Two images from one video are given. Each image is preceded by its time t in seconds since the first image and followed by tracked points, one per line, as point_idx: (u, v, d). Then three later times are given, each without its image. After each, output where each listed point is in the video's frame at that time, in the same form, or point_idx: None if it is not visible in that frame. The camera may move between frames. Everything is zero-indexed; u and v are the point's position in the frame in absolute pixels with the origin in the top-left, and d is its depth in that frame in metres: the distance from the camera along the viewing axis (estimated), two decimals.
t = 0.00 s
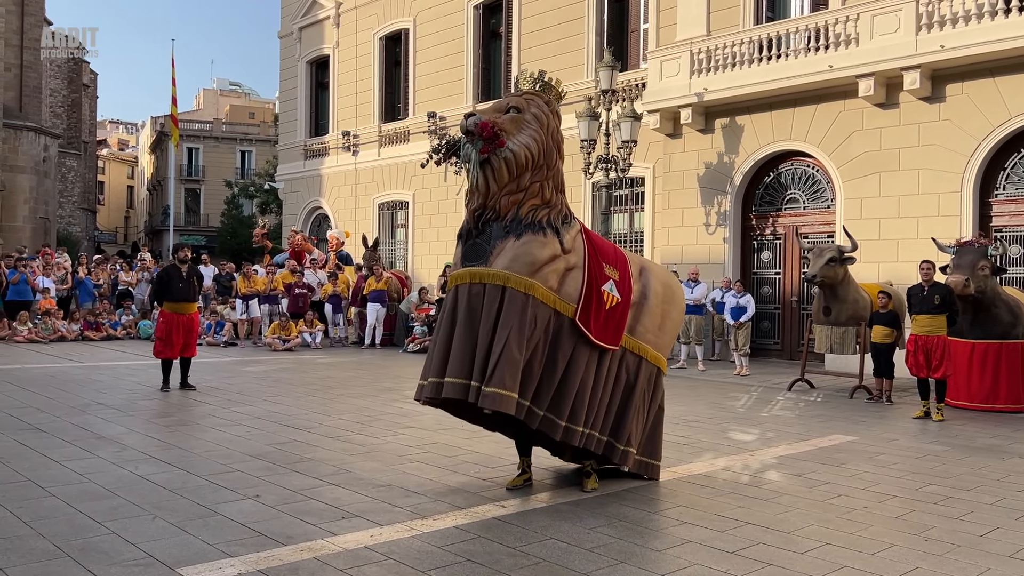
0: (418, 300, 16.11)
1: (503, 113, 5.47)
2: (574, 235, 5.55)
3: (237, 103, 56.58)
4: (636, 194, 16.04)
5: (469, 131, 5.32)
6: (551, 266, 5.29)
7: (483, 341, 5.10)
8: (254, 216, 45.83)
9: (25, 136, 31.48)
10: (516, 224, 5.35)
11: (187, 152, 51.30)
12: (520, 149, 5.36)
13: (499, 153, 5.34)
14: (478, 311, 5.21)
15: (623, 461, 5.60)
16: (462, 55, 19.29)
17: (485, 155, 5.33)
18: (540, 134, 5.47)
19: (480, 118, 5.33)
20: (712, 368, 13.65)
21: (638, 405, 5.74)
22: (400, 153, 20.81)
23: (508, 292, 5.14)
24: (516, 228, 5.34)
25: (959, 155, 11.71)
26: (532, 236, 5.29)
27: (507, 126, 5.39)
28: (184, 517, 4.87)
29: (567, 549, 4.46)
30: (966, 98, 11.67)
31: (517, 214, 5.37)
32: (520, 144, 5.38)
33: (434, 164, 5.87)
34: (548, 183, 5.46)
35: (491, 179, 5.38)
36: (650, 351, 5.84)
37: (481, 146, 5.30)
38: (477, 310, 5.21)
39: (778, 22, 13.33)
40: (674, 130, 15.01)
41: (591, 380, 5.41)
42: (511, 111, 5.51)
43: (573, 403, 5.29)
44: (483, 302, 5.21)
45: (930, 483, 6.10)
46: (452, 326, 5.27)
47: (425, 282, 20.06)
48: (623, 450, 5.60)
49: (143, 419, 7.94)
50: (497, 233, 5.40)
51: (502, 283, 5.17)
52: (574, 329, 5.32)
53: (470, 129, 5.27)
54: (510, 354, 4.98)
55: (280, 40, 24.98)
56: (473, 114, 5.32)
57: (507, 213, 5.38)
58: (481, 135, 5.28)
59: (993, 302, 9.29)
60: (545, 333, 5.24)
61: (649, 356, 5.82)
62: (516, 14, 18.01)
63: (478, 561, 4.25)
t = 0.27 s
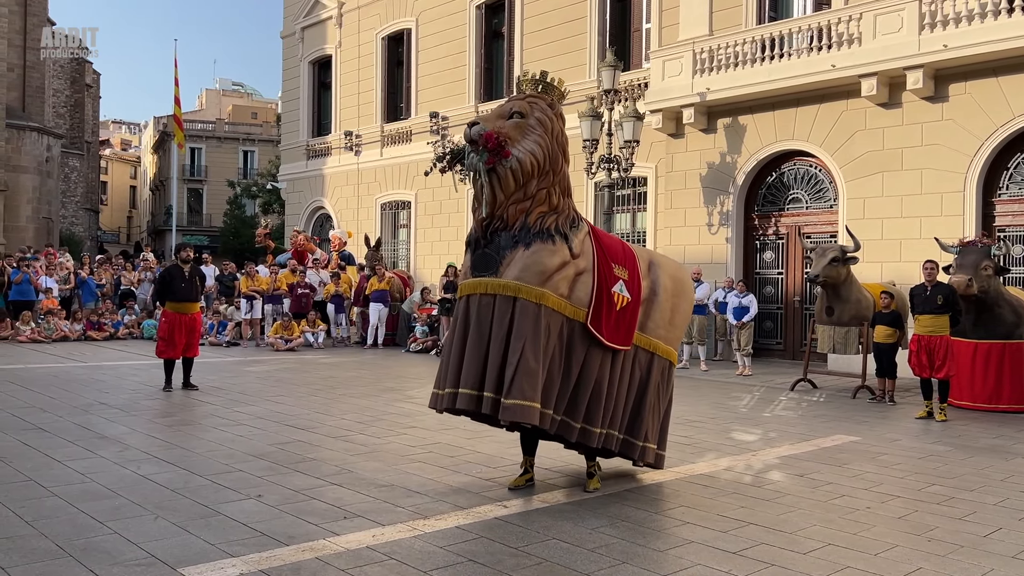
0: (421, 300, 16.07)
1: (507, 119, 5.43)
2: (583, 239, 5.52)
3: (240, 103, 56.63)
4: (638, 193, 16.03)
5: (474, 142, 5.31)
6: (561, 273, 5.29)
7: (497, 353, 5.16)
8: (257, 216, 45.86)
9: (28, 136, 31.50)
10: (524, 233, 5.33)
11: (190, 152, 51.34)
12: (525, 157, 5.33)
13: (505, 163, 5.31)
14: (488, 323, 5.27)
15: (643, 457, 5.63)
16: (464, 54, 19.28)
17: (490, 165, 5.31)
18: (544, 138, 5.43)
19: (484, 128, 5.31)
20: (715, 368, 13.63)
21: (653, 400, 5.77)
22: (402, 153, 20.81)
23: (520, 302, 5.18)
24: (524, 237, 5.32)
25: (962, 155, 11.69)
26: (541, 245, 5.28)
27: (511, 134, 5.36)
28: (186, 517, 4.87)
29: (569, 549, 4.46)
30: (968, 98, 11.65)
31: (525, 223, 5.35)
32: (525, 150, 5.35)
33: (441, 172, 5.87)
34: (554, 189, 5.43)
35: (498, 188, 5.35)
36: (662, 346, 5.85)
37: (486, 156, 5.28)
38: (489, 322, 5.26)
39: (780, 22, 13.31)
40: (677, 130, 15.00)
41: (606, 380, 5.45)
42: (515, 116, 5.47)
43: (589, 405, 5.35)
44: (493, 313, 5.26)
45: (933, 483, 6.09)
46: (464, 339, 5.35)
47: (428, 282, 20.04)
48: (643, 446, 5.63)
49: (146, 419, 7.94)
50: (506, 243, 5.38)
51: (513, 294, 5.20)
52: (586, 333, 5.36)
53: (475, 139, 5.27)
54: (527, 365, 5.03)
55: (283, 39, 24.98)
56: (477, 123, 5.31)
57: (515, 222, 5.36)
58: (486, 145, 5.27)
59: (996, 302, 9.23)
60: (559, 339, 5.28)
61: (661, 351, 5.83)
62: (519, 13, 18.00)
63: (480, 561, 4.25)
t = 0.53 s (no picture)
0: (423, 300, 16.00)
1: (506, 131, 5.40)
2: (590, 242, 5.51)
3: (242, 103, 56.67)
4: (640, 194, 16.02)
5: (474, 159, 5.29)
6: (571, 281, 5.30)
7: (513, 366, 5.23)
8: (259, 216, 45.88)
9: (30, 136, 31.51)
10: (532, 245, 5.33)
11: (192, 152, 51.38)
12: (527, 169, 5.31)
13: (507, 177, 5.29)
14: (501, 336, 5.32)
15: (670, 445, 5.71)
16: (466, 54, 19.27)
17: (492, 182, 5.28)
18: (545, 147, 5.40)
19: (483, 146, 5.29)
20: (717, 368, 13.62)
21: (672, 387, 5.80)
22: (404, 153, 20.82)
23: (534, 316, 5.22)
24: (532, 249, 5.33)
25: (964, 155, 11.67)
26: (550, 256, 5.28)
27: (511, 146, 5.33)
28: (188, 517, 4.87)
29: (571, 549, 4.46)
30: (971, 98, 11.64)
31: (532, 235, 5.35)
32: (526, 161, 5.33)
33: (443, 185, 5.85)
34: (558, 197, 5.42)
35: (502, 203, 5.34)
36: (674, 335, 5.87)
37: (488, 174, 5.26)
38: (502, 336, 5.32)
39: (782, 22, 13.30)
40: (678, 130, 15.00)
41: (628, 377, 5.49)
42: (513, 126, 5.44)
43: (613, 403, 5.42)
44: (506, 327, 5.31)
45: (936, 483, 6.09)
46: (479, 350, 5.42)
47: (429, 282, 20.04)
48: (669, 436, 5.70)
49: (148, 419, 7.95)
50: (514, 256, 5.39)
51: (527, 308, 5.24)
52: (601, 337, 5.39)
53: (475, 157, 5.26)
54: (547, 379, 5.10)
55: (285, 39, 25.00)
56: (476, 140, 5.30)
57: (522, 235, 5.36)
58: (486, 162, 5.26)
59: (998, 302, 9.22)
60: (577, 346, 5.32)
61: (675, 340, 5.85)
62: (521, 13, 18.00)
63: (482, 561, 4.24)
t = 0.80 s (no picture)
0: (423, 300, 15.83)
1: (505, 136, 5.38)
2: (592, 243, 5.52)
3: (243, 104, 56.71)
4: (641, 194, 16.03)
5: (474, 166, 5.26)
6: (576, 283, 5.33)
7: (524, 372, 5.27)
8: (260, 217, 45.90)
9: (32, 136, 31.51)
10: (535, 249, 5.34)
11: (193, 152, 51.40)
12: (528, 174, 5.30)
13: (509, 183, 5.26)
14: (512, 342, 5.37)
15: (685, 439, 5.71)
16: (467, 54, 19.27)
17: (494, 188, 5.25)
18: (545, 150, 5.39)
19: (483, 152, 5.26)
20: (717, 368, 13.62)
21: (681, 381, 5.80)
22: (405, 153, 20.82)
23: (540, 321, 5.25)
24: (535, 253, 5.33)
25: (966, 155, 11.66)
26: (553, 260, 5.30)
27: (510, 151, 5.31)
28: (189, 517, 4.87)
29: (572, 549, 4.46)
30: (972, 98, 11.63)
31: (534, 239, 5.35)
32: (526, 165, 5.31)
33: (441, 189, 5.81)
34: (559, 200, 5.42)
35: (503, 209, 5.32)
36: (679, 330, 5.88)
37: (489, 181, 5.23)
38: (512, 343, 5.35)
39: (783, 22, 13.31)
40: (679, 130, 14.99)
41: (637, 375, 5.50)
42: (512, 130, 5.42)
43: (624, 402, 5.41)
44: (515, 332, 5.35)
45: (937, 483, 6.09)
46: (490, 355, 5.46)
47: (430, 282, 20.04)
48: (681, 430, 5.71)
49: (149, 419, 7.95)
50: (517, 261, 5.39)
51: (532, 312, 5.26)
52: (608, 337, 5.40)
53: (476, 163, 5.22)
54: (553, 383, 5.13)
55: (286, 39, 25.01)
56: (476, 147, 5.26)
57: (525, 240, 5.36)
58: (487, 169, 5.22)
59: (999, 302, 9.22)
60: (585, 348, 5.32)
61: (679, 335, 5.86)
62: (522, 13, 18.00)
63: (483, 561, 4.25)
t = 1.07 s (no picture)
0: (424, 300, 15.90)
1: (500, 132, 5.37)
2: (585, 242, 5.51)
3: (244, 104, 56.75)
4: (641, 194, 16.05)
5: (469, 160, 5.24)
6: (567, 281, 5.31)
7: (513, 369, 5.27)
8: (261, 217, 45.93)
9: (32, 136, 31.53)
10: (527, 246, 5.32)
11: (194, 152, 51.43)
12: (522, 170, 5.29)
13: (502, 178, 5.25)
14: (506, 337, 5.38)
15: (681, 443, 5.75)
16: (467, 55, 19.28)
17: (487, 183, 5.25)
18: (540, 148, 5.39)
19: (478, 147, 5.24)
20: (718, 368, 13.64)
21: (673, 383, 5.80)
22: (405, 153, 20.83)
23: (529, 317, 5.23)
24: (527, 250, 5.32)
25: (966, 155, 11.66)
26: (545, 258, 5.28)
27: (505, 147, 5.31)
28: (189, 517, 4.88)
29: (572, 550, 4.46)
30: (972, 98, 11.63)
31: (527, 236, 5.33)
32: (521, 162, 5.30)
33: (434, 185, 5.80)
34: (553, 198, 5.42)
35: (496, 204, 5.31)
36: (669, 334, 5.90)
37: (483, 175, 5.22)
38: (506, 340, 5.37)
39: (783, 22, 13.31)
40: (680, 130, 15.00)
41: (629, 376, 5.48)
42: (507, 126, 5.41)
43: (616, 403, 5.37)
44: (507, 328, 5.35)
45: (937, 483, 6.10)
46: (486, 352, 5.47)
47: (430, 282, 20.06)
48: (677, 433, 5.74)
49: (149, 419, 7.96)
50: (509, 257, 5.37)
51: (522, 309, 5.25)
52: (600, 336, 5.39)
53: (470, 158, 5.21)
54: (539, 380, 5.11)
55: (286, 40, 25.02)
56: (471, 141, 5.25)
57: (517, 236, 5.35)
58: (482, 164, 5.21)
59: (1000, 303, 9.22)
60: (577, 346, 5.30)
61: (670, 339, 5.89)
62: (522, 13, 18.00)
63: (484, 561, 4.26)
